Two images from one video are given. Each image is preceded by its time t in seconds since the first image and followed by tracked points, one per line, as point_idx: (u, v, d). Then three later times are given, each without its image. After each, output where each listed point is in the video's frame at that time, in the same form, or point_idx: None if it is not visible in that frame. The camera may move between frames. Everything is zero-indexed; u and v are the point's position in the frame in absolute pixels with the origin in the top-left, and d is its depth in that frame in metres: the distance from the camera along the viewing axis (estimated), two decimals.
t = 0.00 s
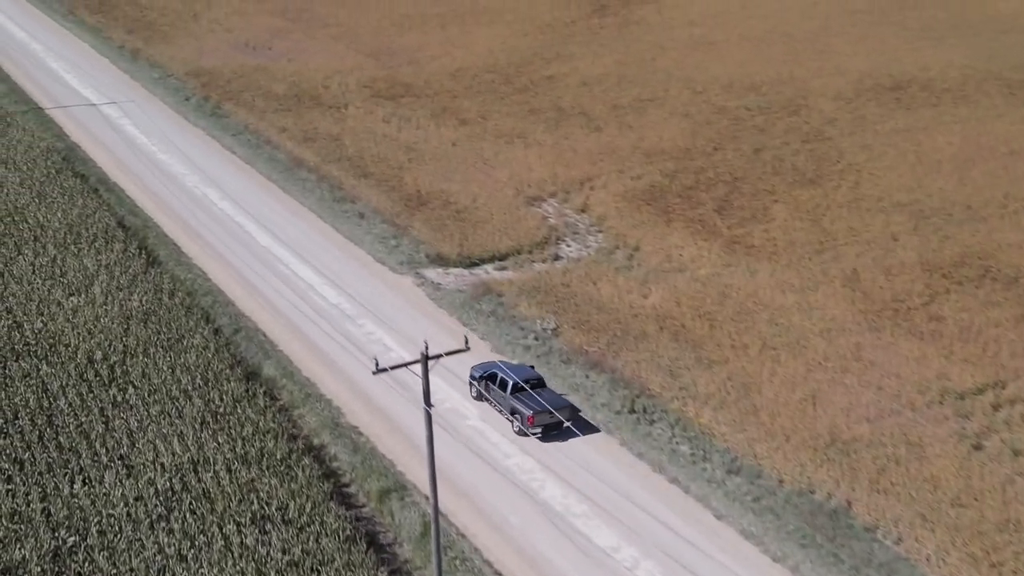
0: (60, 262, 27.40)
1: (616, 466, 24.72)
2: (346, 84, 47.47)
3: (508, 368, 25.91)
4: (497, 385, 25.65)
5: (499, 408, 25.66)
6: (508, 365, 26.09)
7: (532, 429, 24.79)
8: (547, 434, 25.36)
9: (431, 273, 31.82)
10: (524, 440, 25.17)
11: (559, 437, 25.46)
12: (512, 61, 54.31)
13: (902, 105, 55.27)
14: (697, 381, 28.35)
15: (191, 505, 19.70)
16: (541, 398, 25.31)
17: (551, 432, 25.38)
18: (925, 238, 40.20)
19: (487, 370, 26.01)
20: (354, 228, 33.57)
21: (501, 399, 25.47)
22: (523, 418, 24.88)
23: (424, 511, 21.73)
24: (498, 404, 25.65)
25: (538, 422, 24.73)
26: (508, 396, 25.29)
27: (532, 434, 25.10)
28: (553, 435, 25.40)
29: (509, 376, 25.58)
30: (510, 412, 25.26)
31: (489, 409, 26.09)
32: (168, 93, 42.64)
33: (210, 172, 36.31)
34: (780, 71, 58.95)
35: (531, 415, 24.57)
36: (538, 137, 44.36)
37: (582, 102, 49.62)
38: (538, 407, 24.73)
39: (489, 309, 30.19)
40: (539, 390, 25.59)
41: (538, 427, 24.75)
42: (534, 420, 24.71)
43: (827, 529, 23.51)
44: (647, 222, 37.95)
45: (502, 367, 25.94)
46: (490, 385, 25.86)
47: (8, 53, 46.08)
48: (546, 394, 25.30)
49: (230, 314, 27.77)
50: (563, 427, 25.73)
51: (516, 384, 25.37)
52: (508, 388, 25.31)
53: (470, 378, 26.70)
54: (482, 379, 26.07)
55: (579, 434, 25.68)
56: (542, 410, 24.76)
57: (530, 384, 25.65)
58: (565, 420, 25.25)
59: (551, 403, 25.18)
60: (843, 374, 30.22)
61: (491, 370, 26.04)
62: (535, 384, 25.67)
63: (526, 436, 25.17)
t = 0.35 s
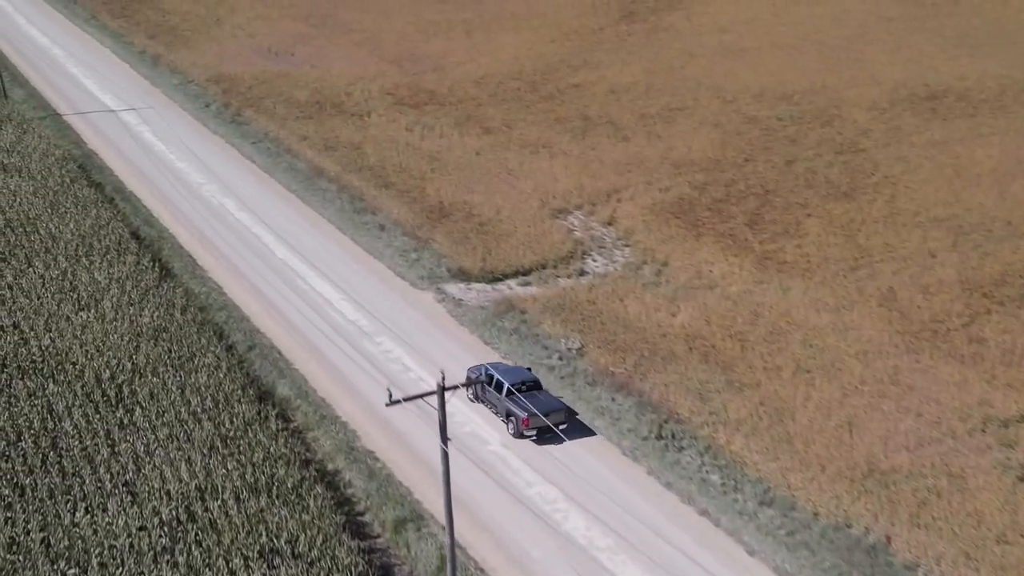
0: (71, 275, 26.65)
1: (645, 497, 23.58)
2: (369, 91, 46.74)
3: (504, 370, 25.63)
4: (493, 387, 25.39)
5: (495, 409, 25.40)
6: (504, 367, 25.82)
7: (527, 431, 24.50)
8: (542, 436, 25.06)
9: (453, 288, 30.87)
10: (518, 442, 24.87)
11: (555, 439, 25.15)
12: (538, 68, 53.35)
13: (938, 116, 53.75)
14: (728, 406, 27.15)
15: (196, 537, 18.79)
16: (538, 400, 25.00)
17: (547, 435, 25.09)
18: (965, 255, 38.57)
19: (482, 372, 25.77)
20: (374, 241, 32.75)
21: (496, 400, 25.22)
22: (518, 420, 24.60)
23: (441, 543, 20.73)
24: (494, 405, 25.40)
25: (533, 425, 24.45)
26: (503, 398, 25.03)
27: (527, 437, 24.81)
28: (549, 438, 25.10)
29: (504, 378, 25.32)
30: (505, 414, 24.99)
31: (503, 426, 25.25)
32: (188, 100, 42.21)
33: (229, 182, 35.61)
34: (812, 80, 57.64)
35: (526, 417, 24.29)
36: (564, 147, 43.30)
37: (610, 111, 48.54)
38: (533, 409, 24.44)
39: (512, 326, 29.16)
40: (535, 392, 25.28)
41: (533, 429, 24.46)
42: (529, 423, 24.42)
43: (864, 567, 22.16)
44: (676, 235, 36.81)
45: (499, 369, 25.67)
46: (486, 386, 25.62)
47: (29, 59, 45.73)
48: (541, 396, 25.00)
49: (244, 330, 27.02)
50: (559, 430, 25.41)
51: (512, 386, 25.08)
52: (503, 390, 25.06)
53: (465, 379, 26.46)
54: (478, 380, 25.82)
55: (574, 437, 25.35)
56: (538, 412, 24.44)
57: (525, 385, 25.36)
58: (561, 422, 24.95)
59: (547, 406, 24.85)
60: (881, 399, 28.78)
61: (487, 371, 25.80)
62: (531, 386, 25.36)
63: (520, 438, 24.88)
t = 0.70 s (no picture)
0: (80, 290, 25.66)
1: (676, 536, 22.22)
2: (392, 97, 45.71)
3: (500, 371, 24.85)
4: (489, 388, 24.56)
5: (490, 411, 24.56)
6: (500, 368, 24.92)
7: (520, 434, 24.00)
8: (536, 438, 24.49)
9: (475, 305, 29.72)
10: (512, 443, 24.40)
11: (550, 441, 24.67)
12: (565, 74, 52.12)
13: (979, 126, 51.97)
14: (764, 435, 25.75)
15: None
16: (534, 402, 24.38)
17: (542, 437, 24.57)
18: (1010, 273, 36.77)
19: (478, 373, 25.00)
20: (394, 254, 31.71)
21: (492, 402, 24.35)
22: (512, 423, 24.07)
23: None
24: (489, 407, 24.60)
25: (527, 427, 23.92)
26: (500, 400, 24.22)
27: (521, 438, 24.33)
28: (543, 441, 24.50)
29: (500, 379, 24.47)
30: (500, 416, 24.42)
31: (525, 456, 24.00)
32: (207, 106, 41.44)
33: (246, 192, 34.64)
34: (847, 88, 56.02)
35: (520, 421, 23.72)
36: (591, 157, 42.01)
37: (639, 119, 47.21)
38: (528, 412, 23.87)
39: (536, 346, 27.94)
40: (531, 394, 24.61)
41: (528, 432, 23.96)
42: (523, 426, 23.90)
43: None
44: (708, 250, 35.45)
45: (495, 371, 24.77)
46: (481, 388, 24.75)
47: (47, 63, 45.11)
48: (537, 398, 24.34)
49: (258, 349, 25.96)
50: (553, 433, 24.78)
51: (508, 388, 24.32)
52: (499, 392, 24.27)
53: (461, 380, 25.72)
54: (474, 382, 24.94)
55: (569, 441, 24.72)
56: (532, 415, 23.86)
57: (522, 386, 24.61)
58: (557, 425, 24.36)
59: (542, 408, 24.24)
60: (925, 429, 27.13)
61: (483, 372, 24.92)
62: (528, 387, 24.63)
63: (515, 440, 24.40)
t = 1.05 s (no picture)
0: (86, 303, 24.77)
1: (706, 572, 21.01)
2: (413, 101, 44.74)
3: (496, 371, 24.00)
4: (484, 389, 23.79)
5: (486, 412, 23.86)
6: (497, 368, 24.17)
7: (516, 435, 22.97)
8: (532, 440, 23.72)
9: (496, 320, 28.67)
10: (508, 445, 23.45)
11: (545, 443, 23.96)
12: (590, 78, 50.96)
13: (1017, 135, 50.31)
14: (797, 463, 24.47)
15: None
16: (529, 403, 23.39)
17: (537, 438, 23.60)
18: None
19: (475, 373, 24.17)
20: (412, 265, 30.72)
21: (488, 403, 23.64)
22: (507, 424, 23.06)
23: None
24: (485, 408, 23.85)
25: (523, 428, 22.86)
26: (495, 401, 23.44)
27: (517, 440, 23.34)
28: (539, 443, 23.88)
29: (496, 380, 23.65)
30: (496, 417, 23.49)
31: (546, 482, 22.89)
32: (224, 110, 40.72)
33: (261, 200, 33.72)
34: (880, 94, 54.53)
35: (514, 421, 22.67)
36: (617, 165, 40.83)
37: (665, 126, 45.97)
38: (523, 412, 22.82)
39: (558, 365, 26.88)
40: (527, 395, 23.65)
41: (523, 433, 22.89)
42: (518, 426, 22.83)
43: None
44: (738, 264, 34.20)
45: (491, 370, 24.05)
46: (477, 388, 24.02)
47: (64, 64, 44.51)
48: (533, 398, 23.34)
49: (270, 368, 25.00)
50: (550, 433, 24.20)
51: (503, 388, 23.43)
52: (494, 392, 23.44)
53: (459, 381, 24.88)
54: (470, 382, 24.25)
55: (565, 441, 24.31)
56: (527, 416, 22.81)
57: (518, 387, 23.69)
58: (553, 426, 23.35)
59: (538, 408, 23.24)
60: (967, 457, 25.61)
61: (479, 372, 24.22)
62: (524, 388, 23.70)
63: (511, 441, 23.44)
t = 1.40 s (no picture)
0: (93, 318, 23.80)
1: None
2: (436, 106, 43.67)
3: (493, 370, 23.58)
4: (480, 388, 23.37)
5: (482, 412, 23.44)
6: (493, 367, 23.77)
7: (511, 435, 22.50)
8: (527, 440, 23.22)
9: (518, 337, 27.48)
10: (502, 445, 22.98)
11: (541, 444, 23.43)
12: (619, 83, 49.72)
13: None
14: (836, 495, 23.01)
15: None
16: (525, 402, 22.95)
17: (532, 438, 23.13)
18: None
19: (471, 372, 23.77)
20: (432, 278, 29.62)
21: (483, 402, 23.22)
22: (502, 423, 22.62)
23: None
24: (481, 407, 23.43)
25: (517, 428, 22.41)
26: (490, 400, 23.01)
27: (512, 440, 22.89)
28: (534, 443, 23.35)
29: (492, 379, 23.23)
30: (491, 417, 23.04)
31: (572, 515, 21.66)
32: (243, 113, 39.85)
33: (278, 208, 32.75)
34: (918, 100, 52.88)
35: (510, 421, 22.24)
36: (645, 173, 39.55)
37: (696, 133, 44.64)
38: (519, 412, 22.39)
39: (584, 387, 25.62)
40: (523, 395, 23.22)
41: (518, 433, 22.43)
42: (513, 426, 22.38)
43: None
44: (772, 279, 32.82)
45: (487, 370, 23.65)
46: (473, 387, 23.61)
47: (83, 66, 43.85)
48: (529, 398, 22.91)
49: (283, 388, 23.97)
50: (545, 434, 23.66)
51: (499, 388, 23.00)
52: (490, 391, 23.01)
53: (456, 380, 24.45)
54: (466, 381, 23.84)
55: (561, 441, 23.71)
56: (523, 415, 22.36)
57: (515, 387, 23.27)
58: (548, 427, 22.92)
59: (534, 408, 22.78)
60: (1018, 490, 23.93)
61: (476, 371, 23.81)
62: (520, 388, 23.27)
63: (506, 441, 22.98)
